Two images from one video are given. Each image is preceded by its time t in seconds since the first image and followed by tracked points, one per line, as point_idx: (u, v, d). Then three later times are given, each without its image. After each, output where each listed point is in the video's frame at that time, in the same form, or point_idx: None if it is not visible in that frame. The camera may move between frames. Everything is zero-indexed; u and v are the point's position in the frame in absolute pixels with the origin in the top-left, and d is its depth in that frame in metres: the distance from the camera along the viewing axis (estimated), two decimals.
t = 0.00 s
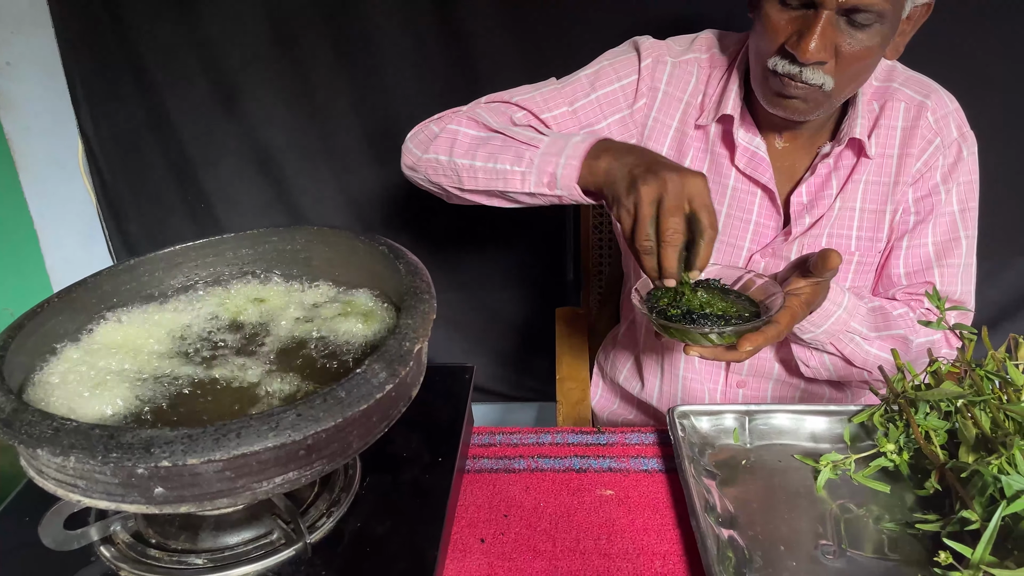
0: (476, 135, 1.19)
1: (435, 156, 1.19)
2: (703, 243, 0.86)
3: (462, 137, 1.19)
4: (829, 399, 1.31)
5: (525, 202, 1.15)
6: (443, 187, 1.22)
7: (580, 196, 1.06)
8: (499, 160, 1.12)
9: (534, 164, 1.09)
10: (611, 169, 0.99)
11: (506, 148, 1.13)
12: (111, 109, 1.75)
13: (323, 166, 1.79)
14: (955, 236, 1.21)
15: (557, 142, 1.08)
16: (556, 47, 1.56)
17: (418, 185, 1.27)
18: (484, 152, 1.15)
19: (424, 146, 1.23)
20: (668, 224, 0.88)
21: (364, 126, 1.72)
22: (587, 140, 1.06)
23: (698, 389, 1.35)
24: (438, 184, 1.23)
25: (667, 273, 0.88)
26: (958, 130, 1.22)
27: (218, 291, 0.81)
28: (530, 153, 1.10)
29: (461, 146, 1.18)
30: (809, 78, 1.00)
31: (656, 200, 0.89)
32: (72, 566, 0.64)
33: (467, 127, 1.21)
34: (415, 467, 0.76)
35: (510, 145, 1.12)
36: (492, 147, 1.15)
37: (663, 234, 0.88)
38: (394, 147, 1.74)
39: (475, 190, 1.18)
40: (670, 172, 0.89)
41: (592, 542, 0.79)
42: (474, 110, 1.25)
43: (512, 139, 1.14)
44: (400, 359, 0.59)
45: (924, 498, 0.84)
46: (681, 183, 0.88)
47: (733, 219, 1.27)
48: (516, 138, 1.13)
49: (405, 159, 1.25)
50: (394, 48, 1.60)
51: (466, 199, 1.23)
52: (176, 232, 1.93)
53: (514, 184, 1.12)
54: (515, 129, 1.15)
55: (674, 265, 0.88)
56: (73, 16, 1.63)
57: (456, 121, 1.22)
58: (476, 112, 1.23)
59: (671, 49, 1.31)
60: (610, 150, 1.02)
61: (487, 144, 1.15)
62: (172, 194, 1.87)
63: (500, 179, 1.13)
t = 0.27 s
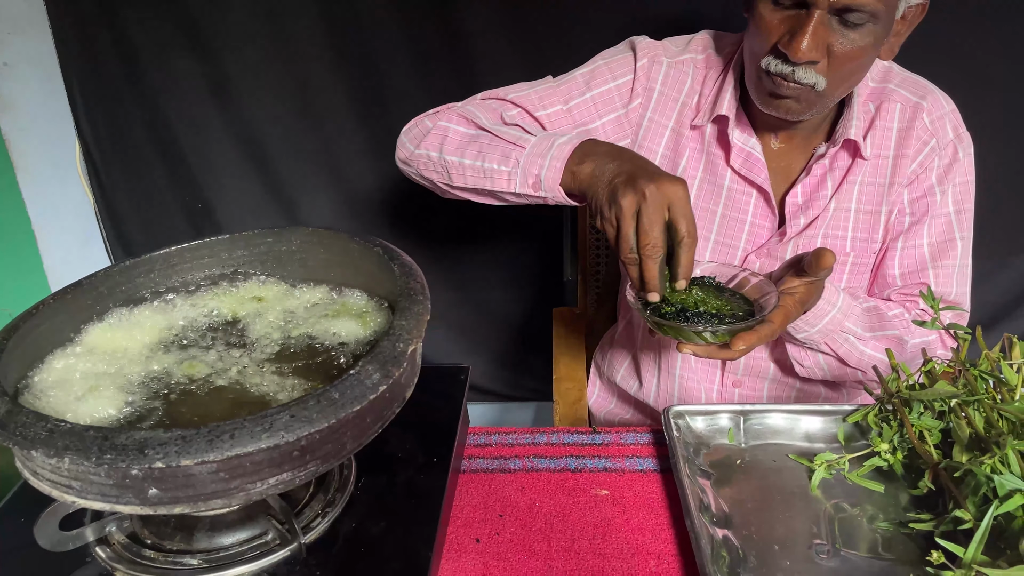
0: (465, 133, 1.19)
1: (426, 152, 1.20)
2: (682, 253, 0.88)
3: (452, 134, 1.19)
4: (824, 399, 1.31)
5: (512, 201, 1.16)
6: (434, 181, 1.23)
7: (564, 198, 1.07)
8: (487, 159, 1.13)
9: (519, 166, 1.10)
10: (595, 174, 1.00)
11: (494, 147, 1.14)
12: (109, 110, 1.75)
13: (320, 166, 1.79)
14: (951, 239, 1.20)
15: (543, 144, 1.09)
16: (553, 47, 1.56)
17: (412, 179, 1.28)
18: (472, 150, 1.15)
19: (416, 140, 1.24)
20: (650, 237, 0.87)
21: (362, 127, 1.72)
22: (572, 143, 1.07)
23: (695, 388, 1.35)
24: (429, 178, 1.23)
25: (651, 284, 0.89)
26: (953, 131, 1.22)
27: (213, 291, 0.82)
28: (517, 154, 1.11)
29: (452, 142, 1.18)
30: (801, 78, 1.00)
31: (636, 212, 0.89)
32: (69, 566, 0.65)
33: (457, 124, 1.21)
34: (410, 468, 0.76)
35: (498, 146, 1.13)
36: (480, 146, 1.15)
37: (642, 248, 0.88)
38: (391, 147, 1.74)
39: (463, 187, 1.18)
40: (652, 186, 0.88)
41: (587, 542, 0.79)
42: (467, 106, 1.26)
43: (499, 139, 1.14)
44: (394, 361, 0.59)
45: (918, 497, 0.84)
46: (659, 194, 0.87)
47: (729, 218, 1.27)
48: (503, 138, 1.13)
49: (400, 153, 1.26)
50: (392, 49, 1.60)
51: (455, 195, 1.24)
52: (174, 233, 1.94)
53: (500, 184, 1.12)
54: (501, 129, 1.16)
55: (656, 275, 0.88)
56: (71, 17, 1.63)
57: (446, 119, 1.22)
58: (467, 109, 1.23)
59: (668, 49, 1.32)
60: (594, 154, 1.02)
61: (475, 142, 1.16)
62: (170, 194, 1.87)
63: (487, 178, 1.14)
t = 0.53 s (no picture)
0: (471, 130, 1.19)
1: (430, 151, 1.20)
2: (689, 255, 0.89)
3: (458, 132, 1.19)
4: (823, 398, 1.32)
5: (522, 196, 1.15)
6: (438, 180, 1.23)
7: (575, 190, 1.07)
8: (494, 155, 1.13)
9: (529, 160, 1.09)
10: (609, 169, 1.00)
11: (502, 143, 1.13)
12: (110, 109, 1.76)
13: (320, 166, 1.79)
14: (950, 238, 1.21)
15: (552, 137, 1.09)
16: (553, 47, 1.57)
17: (412, 178, 1.28)
18: (479, 146, 1.15)
19: (419, 139, 1.24)
20: (660, 233, 0.88)
21: (362, 127, 1.72)
22: (581, 137, 1.07)
23: (694, 387, 1.36)
24: (433, 177, 1.24)
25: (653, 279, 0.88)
26: (953, 132, 1.22)
27: (216, 290, 0.82)
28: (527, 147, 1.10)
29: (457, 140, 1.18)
30: (773, 44, 1.00)
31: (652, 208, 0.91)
32: (72, 563, 0.65)
33: (462, 122, 1.21)
34: (410, 465, 0.77)
35: (505, 141, 1.13)
36: (488, 142, 1.15)
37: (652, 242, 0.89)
38: (391, 146, 1.74)
39: (470, 184, 1.18)
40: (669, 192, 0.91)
41: (587, 539, 0.80)
42: (469, 104, 1.26)
43: (507, 134, 1.14)
44: (395, 358, 0.60)
45: (916, 494, 0.85)
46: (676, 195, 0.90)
47: (727, 219, 1.28)
48: (513, 133, 1.13)
49: (400, 152, 1.26)
50: (392, 49, 1.61)
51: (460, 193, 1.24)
52: (174, 232, 1.94)
53: (509, 180, 1.12)
54: (510, 125, 1.15)
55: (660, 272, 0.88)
56: (71, 17, 1.63)
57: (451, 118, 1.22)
58: (470, 108, 1.23)
59: (666, 49, 1.33)
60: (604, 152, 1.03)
61: (482, 139, 1.15)
62: (170, 194, 1.87)
63: (495, 174, 1.13)
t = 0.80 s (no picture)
0: (468, 134, 1.20)
1: (428, 155, 1.20)
2: (682, 241, 0.90)
3: (456, 137, 1.19)
4: (821, 395, 1.32)
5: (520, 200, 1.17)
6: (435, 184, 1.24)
7: (571, 195, 1.08)
8: (492, 159, 1.14)
9: (526, 164, 1.10)
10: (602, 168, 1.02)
11: (499, 148, 1.14)
12: (110, 109, 1.76)
13: (321, 165, 1.80)
14: (946, 236, 1.21)
15: (550, 143, 1.10)
16: (553, 45, 1.57)
17: (410, 182, 1.28)
18: (477, 151, 1.16)
19: (416, 144, 1.24)
20: (651, 215, 0.90)
21: (362, 126, 1.73)
22: (578, 142, 1.08)
23: (693, 386, 1.36)
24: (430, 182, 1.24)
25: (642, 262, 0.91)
26: (950, 128, 1.23)
27: (218, 288, 0.82)
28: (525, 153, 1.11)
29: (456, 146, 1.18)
30: (760, 23, 1.01)
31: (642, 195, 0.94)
32: (76, 560, 0.65)
33: (460, 126, 1.22)
34: (413, 462, 0.77)
35: (503, 145, 1.14)
36: (486, 147, 1.15)
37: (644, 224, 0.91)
38: (392, 145, 1.74)
39: (467, 188, 1.19)
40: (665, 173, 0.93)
41: (588, 535, 0.80)
42: (467, 108, 1.26)
43: (506, 138, 1.15)
44: (398, 354, 0.60)
45: (916, 490, 0.85)
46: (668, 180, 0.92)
47: (723, 217, 1.28)
48: (511, 138, 1.14)
49: (399, 157, 1.26)
50: (393, 48, 1.61)
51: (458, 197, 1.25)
52: (175, 232, 1.94)
53: (506, 184, 1.13)
54: (507, 130, 1.16)
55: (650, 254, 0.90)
56: (73, 17, 1.64)
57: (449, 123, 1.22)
58: (468, 112, 1.23)
59: (663, 49, 1.34)
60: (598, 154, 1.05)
61: (480, 144, 1.16)
62: (171, 193, 1.88)
63: (492, 177, 1.14)
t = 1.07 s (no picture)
0: (444, 138, 1.23)
1: (410, 164, 1.24)
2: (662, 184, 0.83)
3: (432, 141, 1.23)
4: (817, 395, 1.33)
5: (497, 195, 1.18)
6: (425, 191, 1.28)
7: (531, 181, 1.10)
8: (460, 159, 1.17)
9: (487, 158, 1.13)
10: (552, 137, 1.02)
11: (466, 146, 1.17)
12: (110, 109, 1.76)
13: (320, 166, 1.80)
14: (942, 235, 1.22)
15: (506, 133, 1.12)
16: (552, 45, 1.57)
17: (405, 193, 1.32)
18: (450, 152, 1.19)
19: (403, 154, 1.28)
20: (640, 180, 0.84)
21: (362, 126, 1.73)
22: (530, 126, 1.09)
23: (690, 387, 1.36)
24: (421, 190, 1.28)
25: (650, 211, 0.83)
26: (946, 128, 1.23)
27: (218, 290, 0.83)
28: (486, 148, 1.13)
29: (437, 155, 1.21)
30: (750, 23, 1.02)
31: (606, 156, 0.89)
32: (76, 560, 0.66)
33: (437, 130, 1.25)
34: (412, 462, 0.77)
35: (470, 142, 1.17)
36: (456, 147, 1.19)
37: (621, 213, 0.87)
38: (391, 146, 1.75)
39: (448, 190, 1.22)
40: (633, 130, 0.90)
41: (587, 535, 0.80)
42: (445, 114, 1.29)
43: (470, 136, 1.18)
44: (396, 356, 0.61)
45: (914, 491, 0.85)
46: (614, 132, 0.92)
47: (718, 218, 1.28)
48: (473, 135, 1.18)
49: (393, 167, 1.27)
50: (392, 48, 1.61)
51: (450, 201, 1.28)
52: (174, 232, 1.94)
53: (475, 181, 1.16)
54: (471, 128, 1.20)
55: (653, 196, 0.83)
56: (72, 18, 1.64)
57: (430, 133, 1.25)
58: (448, 117, 1.26)
59: (656, 50, 1.34)
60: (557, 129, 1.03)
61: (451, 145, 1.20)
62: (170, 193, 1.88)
63: (464, 177, 1.17)
